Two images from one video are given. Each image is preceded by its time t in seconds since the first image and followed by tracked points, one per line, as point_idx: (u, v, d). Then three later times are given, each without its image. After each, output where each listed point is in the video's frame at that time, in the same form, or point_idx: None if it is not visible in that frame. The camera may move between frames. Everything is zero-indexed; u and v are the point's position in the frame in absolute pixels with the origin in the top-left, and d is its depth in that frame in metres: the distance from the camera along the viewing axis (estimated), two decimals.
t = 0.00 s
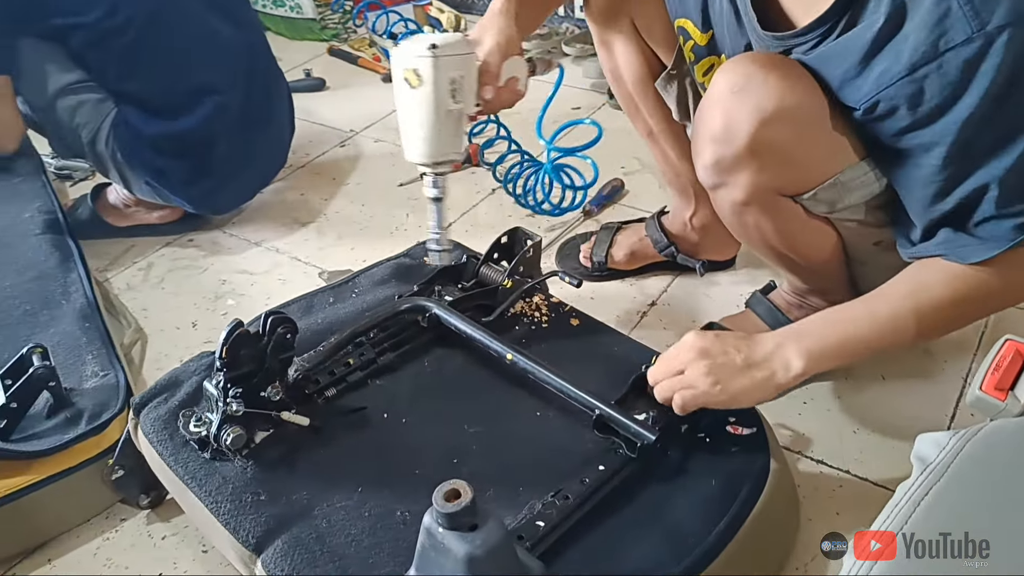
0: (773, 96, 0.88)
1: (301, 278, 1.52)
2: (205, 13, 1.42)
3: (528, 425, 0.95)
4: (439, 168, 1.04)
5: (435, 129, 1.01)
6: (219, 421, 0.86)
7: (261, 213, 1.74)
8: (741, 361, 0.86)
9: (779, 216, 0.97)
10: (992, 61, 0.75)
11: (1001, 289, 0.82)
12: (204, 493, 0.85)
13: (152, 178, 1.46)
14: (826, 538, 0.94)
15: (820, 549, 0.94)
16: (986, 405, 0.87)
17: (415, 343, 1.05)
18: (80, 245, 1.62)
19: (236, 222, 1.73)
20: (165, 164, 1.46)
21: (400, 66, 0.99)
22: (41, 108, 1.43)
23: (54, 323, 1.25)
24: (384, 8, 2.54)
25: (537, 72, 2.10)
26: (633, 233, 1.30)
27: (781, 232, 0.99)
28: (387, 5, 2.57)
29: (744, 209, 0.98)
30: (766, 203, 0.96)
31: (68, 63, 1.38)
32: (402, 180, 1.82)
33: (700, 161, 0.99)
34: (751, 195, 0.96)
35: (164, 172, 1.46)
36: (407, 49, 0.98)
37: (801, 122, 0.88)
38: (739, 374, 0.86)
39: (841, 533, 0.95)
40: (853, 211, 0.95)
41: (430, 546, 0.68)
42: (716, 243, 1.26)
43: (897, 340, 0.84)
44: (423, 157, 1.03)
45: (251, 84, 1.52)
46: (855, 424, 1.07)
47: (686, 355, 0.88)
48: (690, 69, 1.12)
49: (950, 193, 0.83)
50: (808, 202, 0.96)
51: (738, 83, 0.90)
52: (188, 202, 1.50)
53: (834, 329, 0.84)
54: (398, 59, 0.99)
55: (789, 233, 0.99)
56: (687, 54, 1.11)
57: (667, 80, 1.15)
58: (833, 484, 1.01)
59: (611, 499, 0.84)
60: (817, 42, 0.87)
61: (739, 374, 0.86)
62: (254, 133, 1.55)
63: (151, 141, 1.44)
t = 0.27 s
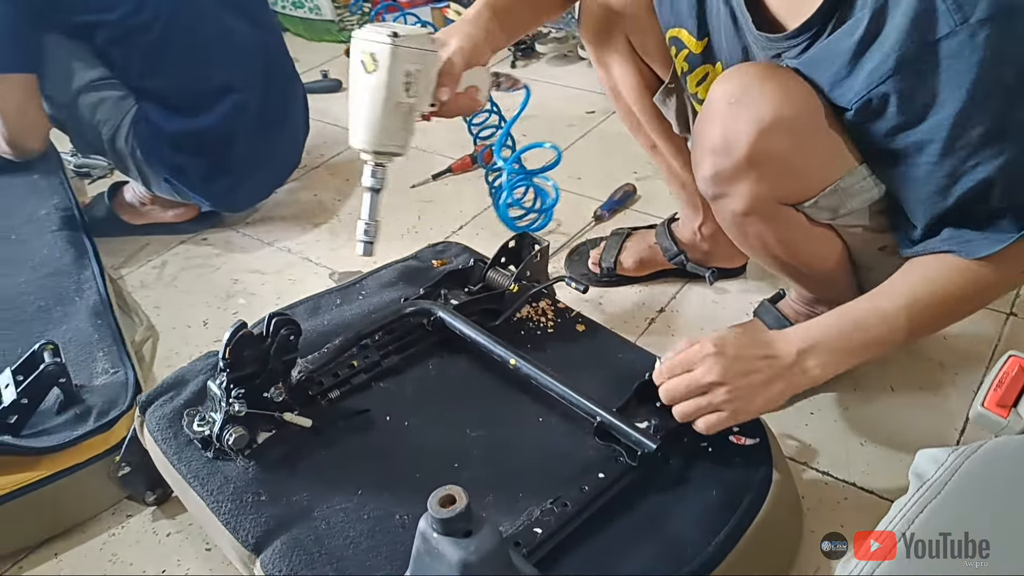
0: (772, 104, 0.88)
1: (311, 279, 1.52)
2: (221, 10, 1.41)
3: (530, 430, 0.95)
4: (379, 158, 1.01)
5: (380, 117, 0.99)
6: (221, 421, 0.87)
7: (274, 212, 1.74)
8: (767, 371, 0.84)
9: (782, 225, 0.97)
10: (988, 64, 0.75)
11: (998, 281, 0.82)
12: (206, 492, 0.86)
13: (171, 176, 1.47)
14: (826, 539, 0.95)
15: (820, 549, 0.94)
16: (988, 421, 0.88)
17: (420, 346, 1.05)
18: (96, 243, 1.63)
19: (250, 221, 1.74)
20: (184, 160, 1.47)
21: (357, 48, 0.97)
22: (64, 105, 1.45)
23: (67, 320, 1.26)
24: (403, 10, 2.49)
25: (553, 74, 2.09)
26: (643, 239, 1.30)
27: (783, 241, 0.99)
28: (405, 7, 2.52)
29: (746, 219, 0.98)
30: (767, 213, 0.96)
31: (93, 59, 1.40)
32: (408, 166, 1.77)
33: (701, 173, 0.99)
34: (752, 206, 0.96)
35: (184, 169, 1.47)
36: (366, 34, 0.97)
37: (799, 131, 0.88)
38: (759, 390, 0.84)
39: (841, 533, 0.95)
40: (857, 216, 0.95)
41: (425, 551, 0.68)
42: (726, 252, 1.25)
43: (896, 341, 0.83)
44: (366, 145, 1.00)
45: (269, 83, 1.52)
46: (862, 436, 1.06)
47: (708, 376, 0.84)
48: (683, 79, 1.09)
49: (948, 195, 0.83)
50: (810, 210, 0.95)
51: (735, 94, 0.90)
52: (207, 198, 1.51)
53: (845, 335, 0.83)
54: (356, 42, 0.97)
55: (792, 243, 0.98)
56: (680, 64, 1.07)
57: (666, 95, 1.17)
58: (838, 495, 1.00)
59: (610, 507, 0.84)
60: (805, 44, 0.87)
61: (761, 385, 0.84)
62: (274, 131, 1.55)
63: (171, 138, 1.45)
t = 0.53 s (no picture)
0: (766, 110, 0.88)
1: (321, 278, 1.49)
2: (236, 12, 1.43)
3: (532, 435, 0.95)
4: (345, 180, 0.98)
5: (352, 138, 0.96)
6: (225, 418, 0.88)
7: (288, 209, 1.73)
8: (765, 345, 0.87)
9: (781, 234, 0.96)
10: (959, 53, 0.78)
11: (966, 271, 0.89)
12: (209, 488, 0.87)
13: (182, 173, 1.48)
14: (825, 539, 0.95)
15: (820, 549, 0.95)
16: (986, 438, 0.84)
17: (426, 348, 1.05)
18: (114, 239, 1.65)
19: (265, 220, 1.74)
20: (197, 158, 1.49)
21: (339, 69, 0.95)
22: (83, 100, 1.47)
23: (81, 314, 1.27)
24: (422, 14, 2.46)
25: (572, 78, 2.08)
26: (653, 246, 1.30)
27: (783, 251, 0.98)
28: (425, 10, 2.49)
29: (745, 230, 0.97)
30: (766, 223, 0.95)
31: (110, 57, 1.42)
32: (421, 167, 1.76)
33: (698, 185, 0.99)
34: (749, 216, 0.95)
35: (193, 167, 1.48)
36: (352, 57, 0.95)
37: (793, 137, 0.88)
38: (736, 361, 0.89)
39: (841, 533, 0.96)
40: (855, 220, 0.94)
41: (421, 552, 0.69)
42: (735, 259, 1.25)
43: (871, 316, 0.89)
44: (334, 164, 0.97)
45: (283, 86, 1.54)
46: (869, 448, 1.06)
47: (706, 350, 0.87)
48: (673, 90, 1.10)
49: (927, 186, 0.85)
50: (809, 216, 0.94)
51: (728, 106, 0.90)
52: (217, 197, 1.52)
53: (835, 312, 0.88)
54: (341, 63, 0.95)
55: (792, 252, 0.97)
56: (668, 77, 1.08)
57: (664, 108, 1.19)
58: (839, 507, 0.99)
59: (609, 514, 0.84)
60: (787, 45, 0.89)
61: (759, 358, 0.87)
62: (285, 131, 1.56)
63: (183, 137, 1.47)
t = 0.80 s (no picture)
0: (766, 115, 0.88)
1: (333, 277, 1.49)
2: (251, 11, 1.44)
3: (537, 438, 0.95)
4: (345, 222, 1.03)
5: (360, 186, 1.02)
6: (233, 414, 0.89)
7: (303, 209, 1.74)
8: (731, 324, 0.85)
9: (784, 240, 0.96)
10: (940, 49, 0.76)
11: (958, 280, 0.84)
12: (217, 483, 0.88)
13: (196, 171, 1.50)
14: (825, 539, 0.96)
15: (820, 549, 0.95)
16: (991, 449, 0.86)
17: (433, 349, 1.06)
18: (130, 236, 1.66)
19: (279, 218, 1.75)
20: (211, 157, 1.50)
21: (370, 128, 1.00)
22: (101, 99, 1.48)
23: (97, 309, 1.28)
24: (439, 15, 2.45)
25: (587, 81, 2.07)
26: (663, 251, 1.31)
27: (785, 257, 0.98)
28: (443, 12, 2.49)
29: (749, 236, 0.97)
30: (769, 230, 0.95)
31: (127, 54, 1.43)
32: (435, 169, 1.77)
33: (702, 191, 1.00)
34: (752, 222, 0.95)
35: (207, 165, 1.50)
36: (384, 120, 1.00)
37: (792, 144, 0.88)
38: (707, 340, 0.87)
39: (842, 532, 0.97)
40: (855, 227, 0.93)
41: (422, 552, 0.69)
42: (744, 266, 1.24)
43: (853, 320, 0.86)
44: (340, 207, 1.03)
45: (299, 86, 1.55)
46: (877, 458, 1.05)
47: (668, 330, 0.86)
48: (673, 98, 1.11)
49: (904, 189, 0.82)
50: (811, 223, 0.93)
51: (729, 113, 0.91)
52: (232, 195, 1.54)
53: (812, 309, 0.85)
54: (373, 124, 1.00)
55: (794, 258, 0.97)
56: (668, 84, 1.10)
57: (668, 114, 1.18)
58: (844, 516, 0.99)
59: (613, 518, 0.84)
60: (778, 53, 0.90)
61: (720, 340, 0.85)
62: (299, 130, 1.57)
63: (199, 136, 1.48)
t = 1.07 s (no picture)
0: (766, 131, 0.88)
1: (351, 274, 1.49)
2: (278, 12, 1.46)
3: (548, 438, 0.95)
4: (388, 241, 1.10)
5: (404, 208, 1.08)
6: (249, 407, 0.90)
7: (323, 207, 1.76)
8: (653, 321, 0.85)
9: (784, 253, 0.96)
10: (915, 51, 0.75)
11: (907, 303, 0.82)
12: (231, 474, 0.89)
13: (223, 166, 1.52)
14: (826, 538, 0.95)
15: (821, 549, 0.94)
16: (1001, 456, 0.86)
17: (447, 347, 1.07)
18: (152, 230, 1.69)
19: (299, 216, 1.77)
20: (237, 153, 1.52)
21: (411, 155, 1.06)
22: (129, 95, 1.50)
23: (119, 301, 1.30)
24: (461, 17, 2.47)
25: (608, 84, 2.07)
26: (679, 254, 1.30)
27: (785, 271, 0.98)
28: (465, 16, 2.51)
29: (750, 249, 0.97)
30: (770, 242, 0.95)
31: (155, 50, 1.45)
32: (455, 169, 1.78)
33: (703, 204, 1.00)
34: (753, 235, 0.95)
35: (234, 160, 1.52)
36: (425, 147, 1.06)
37: (792, 159, 0.88)
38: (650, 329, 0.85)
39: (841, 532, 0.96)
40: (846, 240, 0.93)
41: (430, 545, 0.70)
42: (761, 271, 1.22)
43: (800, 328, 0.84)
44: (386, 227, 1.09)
45: (322, 84, 1.57)
46: (891, 467, 1.05)
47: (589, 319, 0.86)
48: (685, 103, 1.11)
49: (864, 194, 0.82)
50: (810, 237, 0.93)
51: (729, 128, 0.91)
52: (256, 190, 1.55)
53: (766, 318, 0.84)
54: (415, 151, 1.06)
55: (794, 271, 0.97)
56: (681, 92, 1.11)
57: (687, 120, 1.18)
58: (858, 524, 0.98)
59: (621, 520, 0.84)
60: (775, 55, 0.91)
61: (644, 342, 0.85)
62: (320, 128, 1.59)
63: (225, 131, 1.50)
